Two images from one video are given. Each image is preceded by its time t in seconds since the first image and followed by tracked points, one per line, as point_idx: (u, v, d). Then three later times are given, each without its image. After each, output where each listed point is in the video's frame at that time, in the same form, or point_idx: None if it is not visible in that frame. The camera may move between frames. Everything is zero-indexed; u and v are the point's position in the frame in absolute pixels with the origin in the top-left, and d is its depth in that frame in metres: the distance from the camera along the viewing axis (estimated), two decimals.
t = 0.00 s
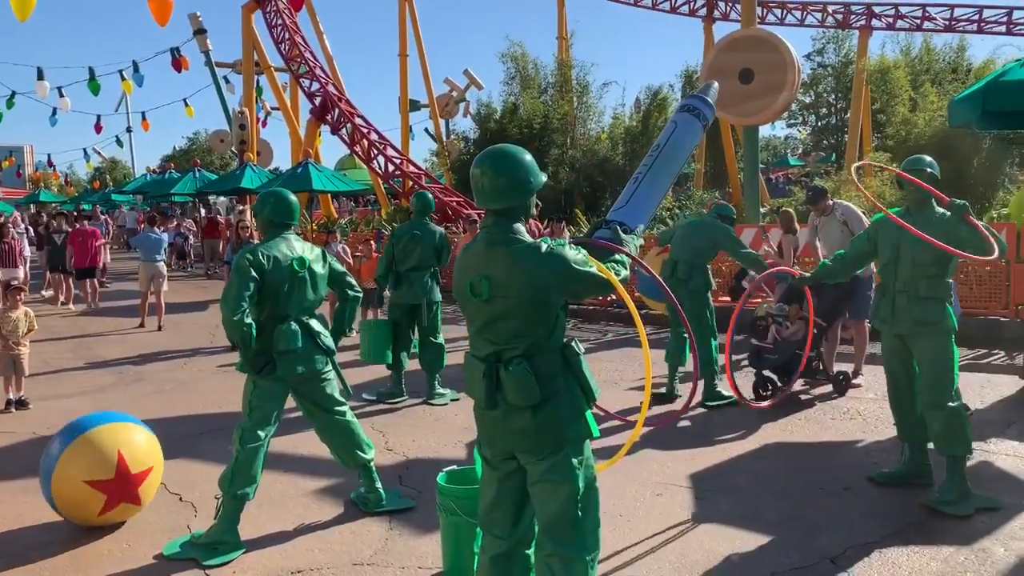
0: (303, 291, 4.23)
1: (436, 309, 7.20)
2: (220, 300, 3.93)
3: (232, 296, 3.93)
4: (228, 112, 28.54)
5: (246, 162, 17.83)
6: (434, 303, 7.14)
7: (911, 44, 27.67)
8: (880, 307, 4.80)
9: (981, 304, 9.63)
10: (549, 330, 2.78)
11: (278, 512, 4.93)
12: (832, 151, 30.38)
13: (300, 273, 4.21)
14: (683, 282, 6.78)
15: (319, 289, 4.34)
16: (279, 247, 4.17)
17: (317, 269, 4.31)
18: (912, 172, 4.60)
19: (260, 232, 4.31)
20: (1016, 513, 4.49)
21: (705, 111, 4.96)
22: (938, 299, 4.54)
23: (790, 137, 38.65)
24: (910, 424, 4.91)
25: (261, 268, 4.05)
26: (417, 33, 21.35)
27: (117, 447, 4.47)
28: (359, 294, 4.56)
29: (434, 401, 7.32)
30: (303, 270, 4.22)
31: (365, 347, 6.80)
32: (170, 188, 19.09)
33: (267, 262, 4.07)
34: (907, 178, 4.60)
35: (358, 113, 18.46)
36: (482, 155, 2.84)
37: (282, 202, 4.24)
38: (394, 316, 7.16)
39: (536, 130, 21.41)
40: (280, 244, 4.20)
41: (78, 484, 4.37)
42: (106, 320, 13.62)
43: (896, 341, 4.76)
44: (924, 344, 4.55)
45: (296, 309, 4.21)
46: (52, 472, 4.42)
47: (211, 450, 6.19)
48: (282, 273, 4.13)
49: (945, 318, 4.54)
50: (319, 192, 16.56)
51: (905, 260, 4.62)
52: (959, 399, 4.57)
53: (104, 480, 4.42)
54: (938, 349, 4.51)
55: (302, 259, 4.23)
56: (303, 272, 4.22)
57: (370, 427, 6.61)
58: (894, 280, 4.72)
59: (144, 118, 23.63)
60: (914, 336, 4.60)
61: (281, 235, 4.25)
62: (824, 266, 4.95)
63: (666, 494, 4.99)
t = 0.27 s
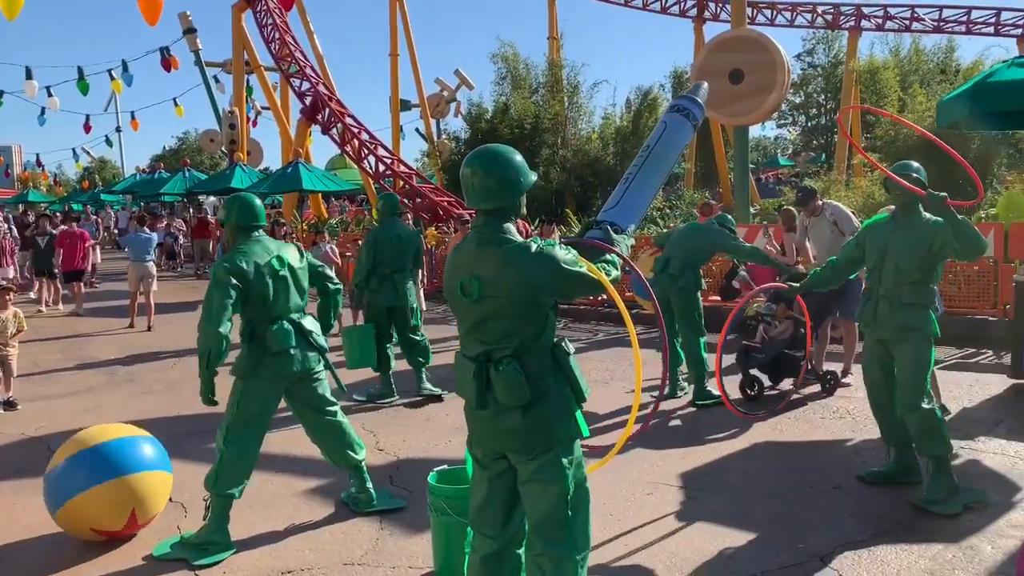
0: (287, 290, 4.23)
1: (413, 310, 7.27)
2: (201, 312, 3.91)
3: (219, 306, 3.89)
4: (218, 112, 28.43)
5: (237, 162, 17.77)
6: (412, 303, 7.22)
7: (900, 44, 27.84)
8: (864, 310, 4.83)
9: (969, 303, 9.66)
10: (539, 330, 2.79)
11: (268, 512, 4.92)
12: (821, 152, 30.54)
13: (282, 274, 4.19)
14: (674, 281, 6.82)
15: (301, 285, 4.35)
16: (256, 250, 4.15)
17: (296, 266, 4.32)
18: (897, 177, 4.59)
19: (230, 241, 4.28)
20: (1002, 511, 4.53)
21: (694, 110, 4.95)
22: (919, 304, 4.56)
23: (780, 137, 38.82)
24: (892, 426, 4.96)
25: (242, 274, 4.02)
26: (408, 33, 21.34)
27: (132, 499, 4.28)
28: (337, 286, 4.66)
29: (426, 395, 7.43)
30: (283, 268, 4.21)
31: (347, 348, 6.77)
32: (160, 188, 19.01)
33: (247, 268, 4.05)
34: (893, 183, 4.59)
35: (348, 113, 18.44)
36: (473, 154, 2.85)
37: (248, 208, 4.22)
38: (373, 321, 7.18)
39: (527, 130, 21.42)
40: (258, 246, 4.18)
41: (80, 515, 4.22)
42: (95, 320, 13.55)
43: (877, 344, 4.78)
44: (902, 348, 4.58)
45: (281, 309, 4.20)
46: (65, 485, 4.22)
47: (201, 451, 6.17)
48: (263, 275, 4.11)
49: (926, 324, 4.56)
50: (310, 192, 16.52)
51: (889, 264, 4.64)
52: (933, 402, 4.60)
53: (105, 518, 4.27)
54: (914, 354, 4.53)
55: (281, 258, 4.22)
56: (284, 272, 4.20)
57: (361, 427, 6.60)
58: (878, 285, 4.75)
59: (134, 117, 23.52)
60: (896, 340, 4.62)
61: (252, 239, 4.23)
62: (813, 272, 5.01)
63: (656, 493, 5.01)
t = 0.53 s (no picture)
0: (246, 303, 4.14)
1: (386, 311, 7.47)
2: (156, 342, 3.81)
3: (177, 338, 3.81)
4: (204, 115, 28.31)
5: (223, 165, 17.69)
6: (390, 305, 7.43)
7: (885, 47, 28.06)
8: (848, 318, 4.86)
9: (953, 305, 9.72)
10: (525, 333, 2.79)
11: (256, 516, 4.89)
12: (807, 154, 30.73)
13: (234, 294, 4.08)
14: (661, 282, 6.86)
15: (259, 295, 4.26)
16: (206, 275, 4.03)
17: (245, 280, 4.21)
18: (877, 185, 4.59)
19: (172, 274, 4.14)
20: (986, 511, 4.57)
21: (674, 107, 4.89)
22: (898, 313, 4.58)
23: (766, 140, 39.04)
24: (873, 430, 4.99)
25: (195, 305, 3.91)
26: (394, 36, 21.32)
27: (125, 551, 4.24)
28: (298, 284, 4.60)
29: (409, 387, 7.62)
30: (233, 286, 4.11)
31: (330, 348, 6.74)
32: (145, 191, 18.90)
33: (199, 292, 3.95)
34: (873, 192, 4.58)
35: (335, 116, 18.40)
36: (459, 158, 2.85)
37: (182, 240, 4.08)
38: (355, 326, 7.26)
39: (514, 132, 21.44)
40: (203, 271, 4.06)
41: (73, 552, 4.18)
42: (80, 324, 13.45)
43: (862, 352, 4.80)
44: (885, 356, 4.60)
45: (245, 326, 4.07)
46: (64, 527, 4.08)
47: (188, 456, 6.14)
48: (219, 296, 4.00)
49: (907, 330, 4.58)
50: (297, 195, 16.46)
51: (870, 272, 4.67)
52: (909, 406, 4.63)
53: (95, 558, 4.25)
54: (893, 362, 4.56)
55: (228, 277, 4.10)
56: (234, 293, 4.09)
57: (349, 431, 6.58)
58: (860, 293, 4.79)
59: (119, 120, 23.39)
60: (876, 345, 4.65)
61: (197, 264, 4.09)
62: (807, 281, 5.10)
63: (643, 495, 5.02)
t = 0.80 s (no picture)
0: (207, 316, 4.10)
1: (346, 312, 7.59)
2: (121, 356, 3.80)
3: (142, 351, 3.80)
4: (178, 119, 28.08)
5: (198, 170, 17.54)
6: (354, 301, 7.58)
7: (857, 53, 28.43)
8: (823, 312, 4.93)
9: (924, 307, 9.88)
10: (499, 336, 2.80)
11: (232, 524, 4.86)
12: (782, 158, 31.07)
13: (194, 309, 4.03)
14: (634, 287, 6.92)
15: (221, 307, 4.22)
16: (166, 290, 4.00)
17: (204, 293, 4.16)
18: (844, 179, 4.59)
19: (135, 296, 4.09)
20: (957, 510, 4.65)
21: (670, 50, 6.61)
22: (868, 304, 4.61)
23: (741, 144, 39.42)
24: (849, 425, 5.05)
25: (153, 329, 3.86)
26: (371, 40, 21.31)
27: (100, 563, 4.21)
28: (264, 290, 4.59)
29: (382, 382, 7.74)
30: (191, 300, 4.05)
31: (319, 363, 7.06)
32: (119, 197, 18.70)
33: (160, 307, 3.93)
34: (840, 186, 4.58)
35: (312, 120, 18.32)
36: (428, 164, 2.86)
37: (141, 260, 3.98)
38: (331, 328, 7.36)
39: (492, 137, 21.48)
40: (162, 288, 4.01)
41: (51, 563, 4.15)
42: (53, 331, 13.26)
43: (840, 344, 4.84)
44: (863, 345, 4.60)
45: (203, 340, 4.00)
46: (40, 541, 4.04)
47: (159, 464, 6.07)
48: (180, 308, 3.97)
49: (878, 316, 4.60)
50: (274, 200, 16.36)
51: (840, 267, 4.71)
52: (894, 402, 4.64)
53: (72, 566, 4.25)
54: (875, 351, 4.56)
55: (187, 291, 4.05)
56: (194, 308, 4.04)
57: (325, 437, 6.55)
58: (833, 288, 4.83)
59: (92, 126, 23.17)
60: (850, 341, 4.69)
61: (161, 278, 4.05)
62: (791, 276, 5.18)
63: (621, 498, 5.05)
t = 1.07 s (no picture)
0: (174, 323, 4.06)
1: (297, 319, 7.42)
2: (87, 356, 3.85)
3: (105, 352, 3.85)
4: (147, 122, 27.70)
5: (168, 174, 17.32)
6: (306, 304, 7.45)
7: (827, 61, 28.85)
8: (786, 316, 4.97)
9: (892, 313, 10.05)
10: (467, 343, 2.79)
11: (199, 533, 4.79)
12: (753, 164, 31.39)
13: (161, 314, 4.00)
14: (605, 292, 6.95)
15: (192, 314, 4.16)
16: (139, 291, 3.99)
17: (175, 298, 4.11)
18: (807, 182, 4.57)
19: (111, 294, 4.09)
20: (923, 513, 4.71)
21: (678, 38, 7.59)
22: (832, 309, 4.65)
23: (713, 150, 39.79)
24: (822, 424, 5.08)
25: (117, 331, 3.88)
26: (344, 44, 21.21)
27: (64, 560, 4.10)
28: (243, 299, 4.53)
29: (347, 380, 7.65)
30: (160, 305, 4.01)
31: (302, 360, 6.84)
32: (86, 201, 18.40)
33: (129, 309, 3.93)
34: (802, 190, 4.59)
35: (283, 124, 18.18)
36: (395, 171, 2.84)
37: (122, 255, 3.99)
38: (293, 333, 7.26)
39: (465, 142, 21.46)
40: (133, 290, 4.00)
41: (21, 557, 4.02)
42: (16, 338, 12.99)
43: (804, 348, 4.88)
44: (820, 346, 4.68)
45: (167, 346, 3.96)
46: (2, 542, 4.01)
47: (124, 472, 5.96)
48: (149, 312, 3.96)
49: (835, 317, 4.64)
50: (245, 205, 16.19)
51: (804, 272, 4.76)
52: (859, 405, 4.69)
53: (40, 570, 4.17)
54: (834, 351, 4.63)
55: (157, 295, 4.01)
56: (161, 313, 4.00)
57: (295, 444, 6.48)
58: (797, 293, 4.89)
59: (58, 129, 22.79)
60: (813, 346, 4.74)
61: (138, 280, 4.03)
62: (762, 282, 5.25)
63: (592, 503, 5.05)
